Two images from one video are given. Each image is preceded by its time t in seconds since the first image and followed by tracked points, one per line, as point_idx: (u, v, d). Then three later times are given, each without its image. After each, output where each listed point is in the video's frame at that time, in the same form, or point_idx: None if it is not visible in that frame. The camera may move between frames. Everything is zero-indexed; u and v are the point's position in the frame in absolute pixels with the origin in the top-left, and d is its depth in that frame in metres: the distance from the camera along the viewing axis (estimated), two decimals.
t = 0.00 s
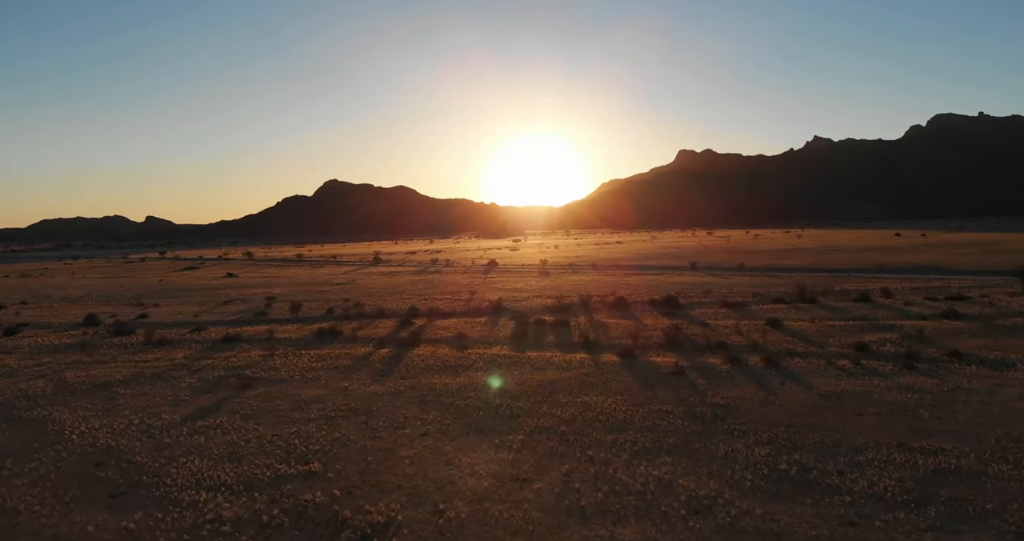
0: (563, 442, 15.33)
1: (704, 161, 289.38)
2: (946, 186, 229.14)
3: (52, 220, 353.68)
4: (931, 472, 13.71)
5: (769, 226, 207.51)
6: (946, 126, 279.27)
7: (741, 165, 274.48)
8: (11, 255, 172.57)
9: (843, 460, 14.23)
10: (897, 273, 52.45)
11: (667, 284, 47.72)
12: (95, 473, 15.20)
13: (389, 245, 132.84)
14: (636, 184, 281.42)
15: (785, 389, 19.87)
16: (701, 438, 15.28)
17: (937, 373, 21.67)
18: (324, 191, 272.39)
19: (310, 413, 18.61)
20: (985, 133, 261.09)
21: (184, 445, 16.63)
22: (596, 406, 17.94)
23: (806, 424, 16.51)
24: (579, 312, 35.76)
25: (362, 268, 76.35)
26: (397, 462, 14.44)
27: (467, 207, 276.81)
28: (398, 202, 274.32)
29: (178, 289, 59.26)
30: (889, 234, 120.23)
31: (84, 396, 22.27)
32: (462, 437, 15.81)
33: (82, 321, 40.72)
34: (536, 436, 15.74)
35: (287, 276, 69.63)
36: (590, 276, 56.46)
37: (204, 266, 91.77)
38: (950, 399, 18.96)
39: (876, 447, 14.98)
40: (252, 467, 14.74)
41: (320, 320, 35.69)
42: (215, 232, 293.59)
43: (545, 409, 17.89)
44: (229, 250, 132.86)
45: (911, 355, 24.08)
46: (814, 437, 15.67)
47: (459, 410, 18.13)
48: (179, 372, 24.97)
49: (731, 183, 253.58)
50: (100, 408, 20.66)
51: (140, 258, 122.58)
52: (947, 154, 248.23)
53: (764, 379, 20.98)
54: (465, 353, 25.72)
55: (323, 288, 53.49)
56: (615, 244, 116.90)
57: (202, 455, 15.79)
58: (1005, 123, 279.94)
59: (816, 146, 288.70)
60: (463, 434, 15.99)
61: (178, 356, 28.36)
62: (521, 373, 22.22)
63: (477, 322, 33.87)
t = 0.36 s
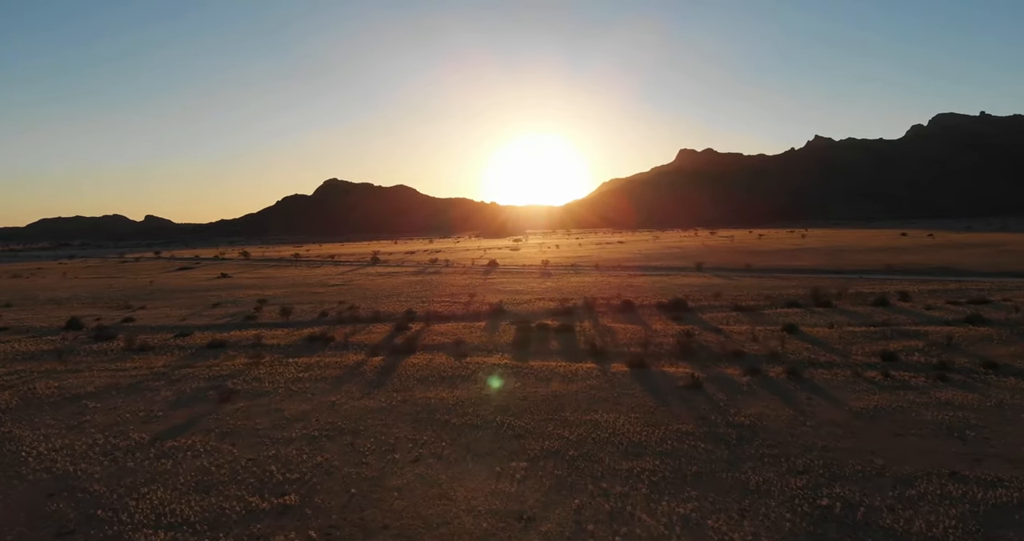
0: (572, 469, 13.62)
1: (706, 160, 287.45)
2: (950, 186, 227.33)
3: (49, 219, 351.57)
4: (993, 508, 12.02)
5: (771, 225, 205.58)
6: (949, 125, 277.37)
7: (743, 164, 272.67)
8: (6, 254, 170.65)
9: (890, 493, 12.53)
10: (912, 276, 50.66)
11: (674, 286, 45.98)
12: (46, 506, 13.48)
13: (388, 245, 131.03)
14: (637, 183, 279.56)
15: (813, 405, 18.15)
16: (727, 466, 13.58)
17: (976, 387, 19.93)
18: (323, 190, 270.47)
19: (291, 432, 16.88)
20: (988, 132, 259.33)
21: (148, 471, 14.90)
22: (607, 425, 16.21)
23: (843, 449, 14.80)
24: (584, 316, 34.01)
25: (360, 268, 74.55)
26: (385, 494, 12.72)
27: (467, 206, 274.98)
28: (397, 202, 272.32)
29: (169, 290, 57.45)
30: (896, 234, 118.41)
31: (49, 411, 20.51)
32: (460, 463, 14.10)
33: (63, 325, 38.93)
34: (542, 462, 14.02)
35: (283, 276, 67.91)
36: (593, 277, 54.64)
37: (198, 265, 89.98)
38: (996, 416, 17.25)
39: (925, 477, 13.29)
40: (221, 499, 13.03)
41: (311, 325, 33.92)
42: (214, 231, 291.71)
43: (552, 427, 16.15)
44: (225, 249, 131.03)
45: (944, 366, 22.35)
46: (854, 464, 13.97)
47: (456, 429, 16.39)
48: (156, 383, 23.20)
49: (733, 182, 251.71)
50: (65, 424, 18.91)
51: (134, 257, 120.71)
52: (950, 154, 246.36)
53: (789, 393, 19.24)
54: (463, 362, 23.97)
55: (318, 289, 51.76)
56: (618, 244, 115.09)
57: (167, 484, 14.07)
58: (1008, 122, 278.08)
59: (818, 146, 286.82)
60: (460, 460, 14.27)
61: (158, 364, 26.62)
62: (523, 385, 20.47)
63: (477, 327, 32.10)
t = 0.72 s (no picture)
0: (581, 499, 12.17)
1: (708, 159, 285.72)
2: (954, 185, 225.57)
3: (49, 219, 350.40)
4: None
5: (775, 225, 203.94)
6: (953, 125, 275.52)
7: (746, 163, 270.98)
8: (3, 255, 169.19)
9: (943, 530, 11.10)
10: (927, 276, 49.15)
11: (681, 287, 44.51)
12: None
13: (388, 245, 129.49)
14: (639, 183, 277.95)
15: (840, 421, 16.71)
16: (756, 497, 12.14)
17: (1015, 401, 18.46)
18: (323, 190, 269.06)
19: (272, 452, 15.43)
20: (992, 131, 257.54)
21: (111, 499, 13.48)
22: (619, 445, 14.77)
23: (881, 475, 13.35)
24: (588, 320, 32.49)
25: (358, 269, 73.08)
26: (371, 530, 11.29)
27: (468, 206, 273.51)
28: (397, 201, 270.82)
29: (162, 291, 56.02)
30: (904, 234, 116.68)
31: (16, 426, 19.10)
32: (456, 491, 12.65)
33: (47, 329, 37.52)
34: (548, 490, 12.57)
35: (279, 277, 66.49)
36: (597, 279, 53.04)
37: (194, 266, 88.55)
38: None
39: (978, 509, 11.85)
40: (187, 534, 11.58)
41: (303, 330, 32.47)
42: (214, 232, 290.39)
43: (557, 447, 14.69)
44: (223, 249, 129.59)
45: (976, 376, 20.86)
46: (895, 493, 12.53)
47: (453, 449, 14.95)
48: (134, 394, 21.77)
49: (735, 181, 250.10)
50: (30, 442, 17.50)
51: (131, 258, 119.29)
52: (954, 153, 244.58)
53: (814, 407, 17.77)
54: (462, 370, 22.49)
55: (314, 291, 50.32)
56: (621, 244, 113.53)
57: (131, 515, 12.63)
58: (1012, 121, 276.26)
59: (821, 145, 285.15)
60: (456, 487, 12.82)
61: (139, 372, 25.18)
62: (526, 397, 19.04)
63: (477, 331, 30.63)
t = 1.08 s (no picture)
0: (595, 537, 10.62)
1: (710, 159, 284.01)
2: (958, 185, 223.89)
3: (48, 219, 349.05)
4: None
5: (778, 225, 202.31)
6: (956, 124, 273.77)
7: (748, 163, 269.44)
8: None
9: None
10: (942, 278, 47.61)
11: (689, 289, 42.96)
12: None
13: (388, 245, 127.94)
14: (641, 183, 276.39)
15: (876, 440, 15.18)
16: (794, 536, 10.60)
17: None
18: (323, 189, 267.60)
19: (248, 476, 13.92)
20: (996, 130, 255.83)
21: (63, 533, 11.97)
22: (635, 470, 13.23)
23: (933, 507, 11.81)
24: (594, 324, 30.92)
25: (356, 269, 71.55)
26: None
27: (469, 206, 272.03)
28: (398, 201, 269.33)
29: (153, 293, 54.55)
30: (910, 234, 115.05)
31: None
32: (451, 526, 11.12)
33: (29, 333, 36.03)
34: (557, 526, 11.05)
35: (275, 278, 64.93)
36: (600, 280, 51.51)
37: (190, 267, 87.09)
38: None
39: None
40: None
41: (295, 335, 30.88)
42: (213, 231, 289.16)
43: (566, 472, 13.15)
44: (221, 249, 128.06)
45: (1016, 387, 19.30)
46: (952, 529, 10.99)
47: (449, 473, 13.42)
48: (108, 407, 20.26)
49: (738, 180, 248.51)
50: None
51: (127, 258, 117.78)
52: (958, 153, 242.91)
53: (846, 425, 16.22)
54: (459, 380, 20.94)
55: (310, 292, 48.84)
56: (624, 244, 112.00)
57: None
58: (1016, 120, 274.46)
59: (823, 144, 283.54)
60: (452, 521, 11.29)
61: (116, 381, 23.64)
62: (530, 409, 17.51)
63: (477, 336, 29.05)
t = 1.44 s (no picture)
0: None
1: (712, 158, 282.21)
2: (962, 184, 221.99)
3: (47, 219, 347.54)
4: None
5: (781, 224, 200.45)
6: (960, 123, 271.73)
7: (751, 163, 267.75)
8: None
9: None
10: (960, 279, 45.89)
11: (698, 291, 41.27)
12: None
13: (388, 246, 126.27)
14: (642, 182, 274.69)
15: (925, 467, 13.55)
16: None
17: None
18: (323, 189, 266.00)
19: (214, 510, 12.24)
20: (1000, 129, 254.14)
21: None
22: (657, 505, 11.56)
23: None
24: (600, 329, 29.26)
25: (354, 270, 69.86)
26: None
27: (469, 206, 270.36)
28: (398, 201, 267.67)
29: (144, 295, 52.87)
30: (917, 234, 113.24)
31: None
32: None
33: (8, 338, 34.36)
34: None
35: (270, 279, 63.26)
36: (605, 282, 49.82)
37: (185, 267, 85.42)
38: None
39: None
40: None
41: (285, 342, 29.22)
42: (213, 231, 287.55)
43: (578, 508, 11.49)
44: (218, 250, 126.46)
45: None
46: None
47: (444, 508, 11.76)
48: (74, 423, 18.60)
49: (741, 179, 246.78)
50: None
51: (123, 259, 116.18)
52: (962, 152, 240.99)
53: (888, 448, 14.55)
54: (457, 392, 19.29)
55: (304, 295, 47.17)
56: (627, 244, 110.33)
57: None
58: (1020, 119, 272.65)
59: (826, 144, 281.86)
60: None
61: (88, 393, 21.98)
62: (535, 427, 15.88)
63: (477, 343, 27.40)
